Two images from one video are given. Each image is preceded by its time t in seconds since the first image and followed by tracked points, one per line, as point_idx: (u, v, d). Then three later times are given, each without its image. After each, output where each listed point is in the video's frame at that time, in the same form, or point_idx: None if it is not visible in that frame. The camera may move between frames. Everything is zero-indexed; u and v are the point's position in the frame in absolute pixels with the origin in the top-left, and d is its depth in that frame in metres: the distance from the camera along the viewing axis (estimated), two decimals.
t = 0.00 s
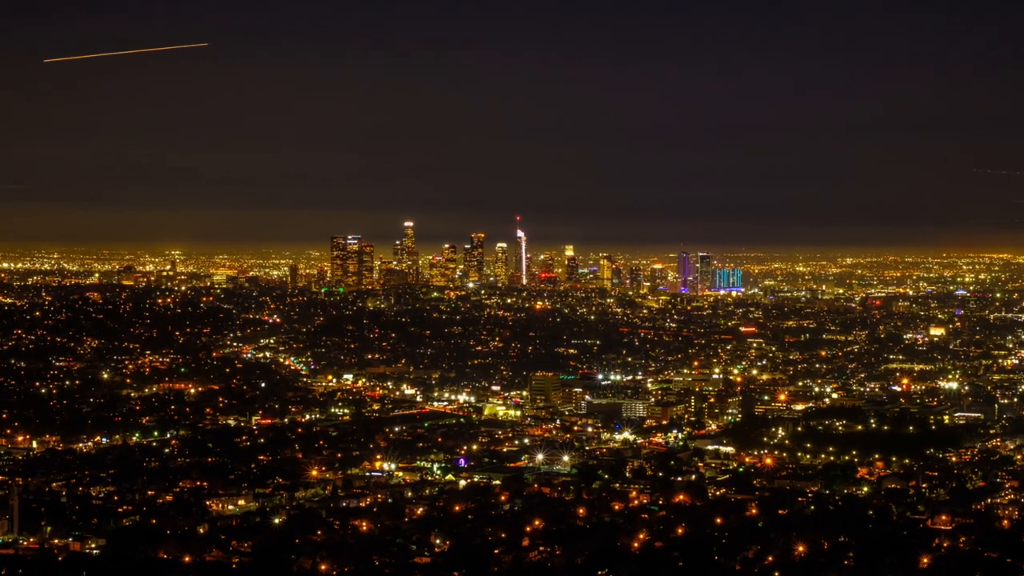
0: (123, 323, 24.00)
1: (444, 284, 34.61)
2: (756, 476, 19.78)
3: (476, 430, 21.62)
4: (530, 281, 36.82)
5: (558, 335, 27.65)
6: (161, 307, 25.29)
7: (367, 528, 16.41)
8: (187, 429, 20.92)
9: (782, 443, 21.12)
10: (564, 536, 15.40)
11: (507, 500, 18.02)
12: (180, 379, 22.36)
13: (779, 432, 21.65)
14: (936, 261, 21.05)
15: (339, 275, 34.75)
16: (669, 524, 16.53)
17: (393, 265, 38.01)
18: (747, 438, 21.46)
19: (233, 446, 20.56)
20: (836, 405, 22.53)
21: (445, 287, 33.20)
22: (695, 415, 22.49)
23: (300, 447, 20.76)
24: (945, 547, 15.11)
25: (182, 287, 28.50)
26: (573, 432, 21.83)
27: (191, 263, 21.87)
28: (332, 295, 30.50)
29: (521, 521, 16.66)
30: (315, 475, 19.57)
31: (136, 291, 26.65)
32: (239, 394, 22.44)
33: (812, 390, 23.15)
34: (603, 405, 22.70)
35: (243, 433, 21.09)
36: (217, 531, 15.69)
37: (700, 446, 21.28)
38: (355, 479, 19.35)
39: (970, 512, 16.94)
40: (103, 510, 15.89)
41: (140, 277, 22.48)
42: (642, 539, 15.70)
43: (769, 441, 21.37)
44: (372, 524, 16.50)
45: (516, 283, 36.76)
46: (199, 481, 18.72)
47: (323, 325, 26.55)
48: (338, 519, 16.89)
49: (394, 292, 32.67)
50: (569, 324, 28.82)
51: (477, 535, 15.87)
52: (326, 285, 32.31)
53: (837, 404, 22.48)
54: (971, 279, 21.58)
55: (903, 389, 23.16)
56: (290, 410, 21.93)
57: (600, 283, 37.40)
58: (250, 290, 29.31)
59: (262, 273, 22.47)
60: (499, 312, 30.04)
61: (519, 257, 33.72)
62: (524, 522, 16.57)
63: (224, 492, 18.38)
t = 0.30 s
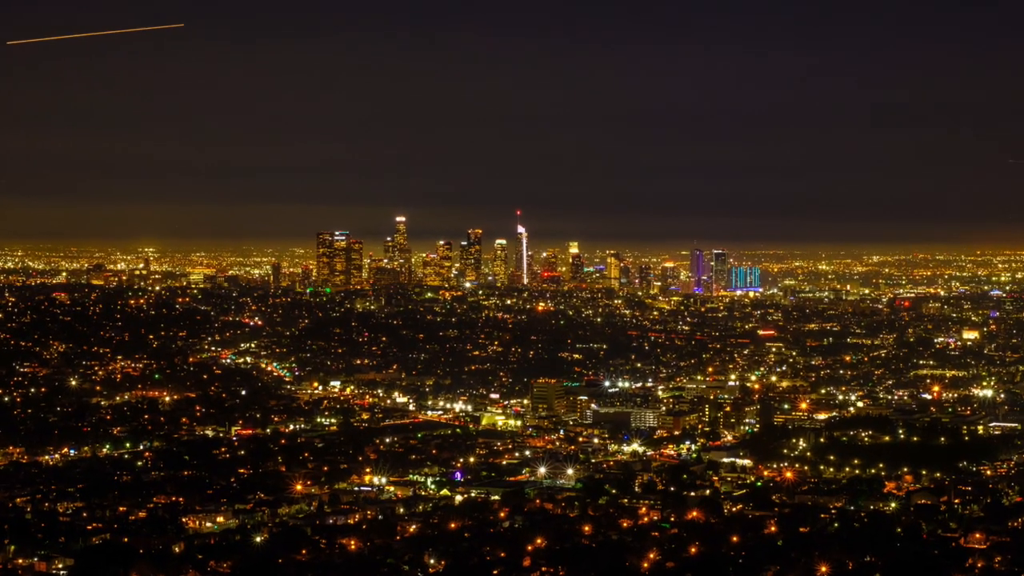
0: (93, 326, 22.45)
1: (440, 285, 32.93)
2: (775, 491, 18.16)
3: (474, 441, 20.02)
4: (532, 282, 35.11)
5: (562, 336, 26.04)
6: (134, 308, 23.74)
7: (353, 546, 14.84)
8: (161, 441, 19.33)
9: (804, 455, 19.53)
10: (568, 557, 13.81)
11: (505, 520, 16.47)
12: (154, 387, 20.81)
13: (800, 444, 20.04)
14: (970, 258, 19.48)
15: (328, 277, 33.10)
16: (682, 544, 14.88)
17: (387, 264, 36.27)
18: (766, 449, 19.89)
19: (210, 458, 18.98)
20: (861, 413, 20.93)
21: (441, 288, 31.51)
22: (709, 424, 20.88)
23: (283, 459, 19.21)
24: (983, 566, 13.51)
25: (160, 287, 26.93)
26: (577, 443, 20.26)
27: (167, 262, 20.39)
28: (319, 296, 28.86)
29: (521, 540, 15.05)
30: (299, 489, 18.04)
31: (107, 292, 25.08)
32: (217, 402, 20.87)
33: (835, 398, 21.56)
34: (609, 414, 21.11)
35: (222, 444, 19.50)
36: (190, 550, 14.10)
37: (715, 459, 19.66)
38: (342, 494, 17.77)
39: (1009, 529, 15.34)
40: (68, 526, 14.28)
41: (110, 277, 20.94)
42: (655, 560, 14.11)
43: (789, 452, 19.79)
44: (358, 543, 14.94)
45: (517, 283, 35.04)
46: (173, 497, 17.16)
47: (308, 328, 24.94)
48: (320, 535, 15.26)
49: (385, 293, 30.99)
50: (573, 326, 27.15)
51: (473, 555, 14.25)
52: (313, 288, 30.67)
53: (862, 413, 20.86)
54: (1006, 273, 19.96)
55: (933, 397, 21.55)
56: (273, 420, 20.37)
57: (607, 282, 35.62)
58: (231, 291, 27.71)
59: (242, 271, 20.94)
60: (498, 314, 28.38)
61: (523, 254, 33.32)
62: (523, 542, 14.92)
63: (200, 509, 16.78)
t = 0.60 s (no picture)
0: (62, 328, 21.07)
1: (437, 286, 31.47)
2: (794, 506, 16.75)
3: (471, 453, 18.63)
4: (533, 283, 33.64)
5: (566, 340, 24.61)
6: (105, 310, 22.36)
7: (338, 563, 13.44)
8: (135, 452, 17.92)
9: (826, 469, 18.13)
10: None
11: (505, 536, 15.09)
12: (128, 394, 19.43)
13: (821, 455, 18.65)
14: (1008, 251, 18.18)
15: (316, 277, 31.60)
16: (697, 562, 13.45)
17: (381, 263, 34.78)
18: (785, 462, 18.48)
19: (187, 470, 17.57)
20: (886, 423, 19.51)
21: (437, 290, 30.07)
22: (724, 434, 19.48)
23: (265, 471, 17.82)
24: None
25: (134, 285, 25.54)
26: (581, 455, 18.84)
27: (140, 260, 19.30)
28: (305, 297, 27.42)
29: (522, 558, 13.64)
30: (284, 503, 16.66)
31: (78, 291, 23.69)
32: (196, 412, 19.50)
33: (858, 407, 20.12)
34: (616, 424, 19.68)
35: (201, 456, 18.11)
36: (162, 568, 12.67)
37: (730, 471, 18.30)
38: (329, 510, 16.37)
39: None
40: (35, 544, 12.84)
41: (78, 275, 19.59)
42: None
43: (810, 465, 18.39)
44: (343, 560, 13.54)
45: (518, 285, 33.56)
46: (148, 512, 15.79)
47: (293, 331, 23.55)
48: (305, 551, 13.84)
49: (376, 294, 29.53)
50: (578, 329, 25.72)
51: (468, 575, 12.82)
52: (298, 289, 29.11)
53: (887, 422, 19.45)
54: None
55: (964, 405, 20.12)
56: (256, 429, 18.99)
57: (613, 283, 34.13)
58: (209, 292, 26.31)
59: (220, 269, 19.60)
60: (498, 317, 26.94)
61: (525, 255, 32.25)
62: (524, 558, 13.47)
63: (178, 525, 15.37)
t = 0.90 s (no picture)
0: (32, 331, 19.85)
1: (433, 285, 30.23)
2: (813, 521, 15.49)
3: (468, 464, 17.41)
4: (534, 282, 32.41)
5: (568, 343, 23.41)
6: (77, 311, 21.18)
7: None
8: (110, 463, 16.71)
9: (845, 482, 16.92)
10: None
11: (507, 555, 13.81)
12: (102, 402, 18.21)
13: (842, 467, 17.41)
14: None
15: (304, 276, 30.35)
16: None
17: (374, 261, 33.52)
18: (803, 474, 17.27)
19: (165, 483, 16.36)
20: (910, 431, 18.27)
21: (434, 290, 28.84)
22: (738, 444, 18.25)
23: (248, 484, 16.62)
24: None
25: (110, 283, 24.36)
26: (586, 466, 17.62)
27: (112, 257, 18.59)
28: (290, 297, 26.21)
29: None
30: (268, 518, 15.46)
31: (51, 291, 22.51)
32: (175, 418, 18.24)
33: (882, 415, 18.91)
34: (622, 433, 18.46)
35: (179, 468, 16.91)
36: None
37: (745, 483, 17.07)
38: (317, 526, 15.16)
39: None
40: None
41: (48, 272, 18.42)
42: None
43: (830, 477, 17.15)
44: None
45: (518, 285, 32.31)
46: (124, 529, 14.59)
47: (278, 333, 22.35)
48: (288, 568, 12.58)
49: (367, 293, 28.30)
50: (583, 331, 24.49)
51: None
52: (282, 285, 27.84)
53: (913, 432, 18.21)
54: None
55: (995, 413, 18.89)
56: (238, 438, 17.78)
57: (619, 284, 32.89)
58: (190, 292, 25.12)
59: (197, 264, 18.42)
60: (497, 318, 25.72)
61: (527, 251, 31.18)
62: None
63: (155, 542, 14.15)
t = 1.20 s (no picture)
0: (2, 335, 18.78)
1: (429, 285, 29.15)
2: (831, 536, 14.31)
3: (466, 475, 16.32)
4: (535, 282, 31.33)
5: (572, 347, 22.34)
6: (50, 313, 20.12)
7: None
8: (84, 474, 15.62)
9: (866, 495, 15.83)
10: None
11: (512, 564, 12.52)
12: (76, 409, 17.14)
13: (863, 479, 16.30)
14: None
15: (291, 277, 29.29)
16: None
17: (366, 261, 32.42)
18: (821, 486, 16.17)
19: (143, 495, 15.27)
20: (936, 440, 17.17)
21: (429, 291, 27.78)
22: (753, 455, 17.16)
23: (231, 496, 15.54)
24: None
25: (83, 287, 23.34)
26: (591, 478, 16.53)
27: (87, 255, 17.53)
28: (276, 299, 25.16)
29: None
30: (251, 532, 14.38)
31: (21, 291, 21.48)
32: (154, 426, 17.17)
33: (905, 423, 17.82)
34: (630, 442, 17.38)
35: (158, 479, 15.83)
36: None
37: (760, 496, 15.96)
38: (304, 541, 14.06)
39: None
40: None
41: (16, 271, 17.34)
42: None
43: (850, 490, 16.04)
44: None
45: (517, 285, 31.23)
46: (97, 543, 13.50)
47: (262, 337, 21.29)
48: None
49: (358, 294, 27.22)
50: (586, 335, 23.43)
51: None
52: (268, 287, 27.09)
53: (938, 441, 17.11)
54: None
55: None
56: (220, 447, 16.71)
57: (625, 284, 31.81)
58: (169, 293, 24.10)
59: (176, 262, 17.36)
60: (497, 320, 24.65)
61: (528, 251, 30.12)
62: None
63: (131, 557, 13.05)
